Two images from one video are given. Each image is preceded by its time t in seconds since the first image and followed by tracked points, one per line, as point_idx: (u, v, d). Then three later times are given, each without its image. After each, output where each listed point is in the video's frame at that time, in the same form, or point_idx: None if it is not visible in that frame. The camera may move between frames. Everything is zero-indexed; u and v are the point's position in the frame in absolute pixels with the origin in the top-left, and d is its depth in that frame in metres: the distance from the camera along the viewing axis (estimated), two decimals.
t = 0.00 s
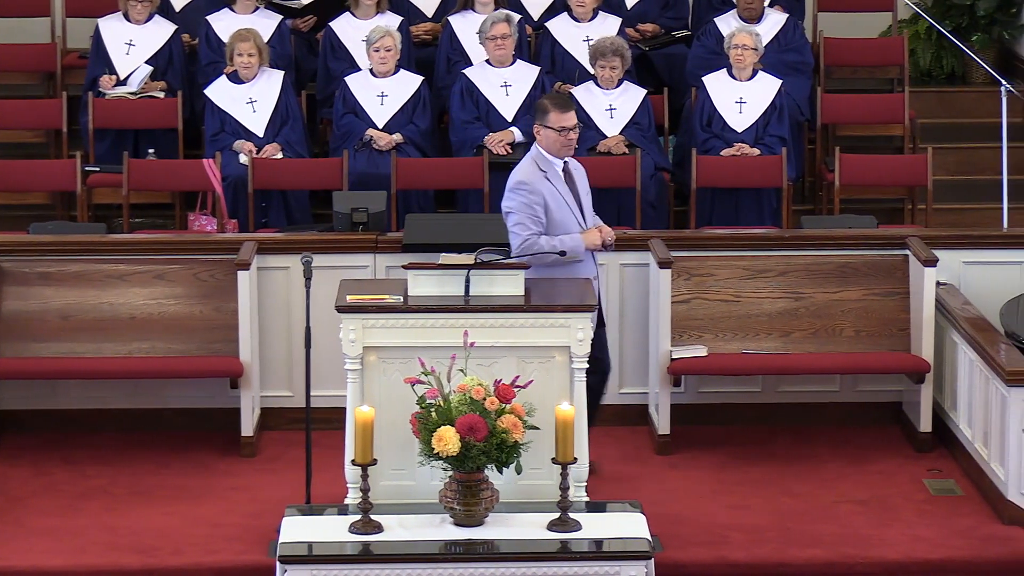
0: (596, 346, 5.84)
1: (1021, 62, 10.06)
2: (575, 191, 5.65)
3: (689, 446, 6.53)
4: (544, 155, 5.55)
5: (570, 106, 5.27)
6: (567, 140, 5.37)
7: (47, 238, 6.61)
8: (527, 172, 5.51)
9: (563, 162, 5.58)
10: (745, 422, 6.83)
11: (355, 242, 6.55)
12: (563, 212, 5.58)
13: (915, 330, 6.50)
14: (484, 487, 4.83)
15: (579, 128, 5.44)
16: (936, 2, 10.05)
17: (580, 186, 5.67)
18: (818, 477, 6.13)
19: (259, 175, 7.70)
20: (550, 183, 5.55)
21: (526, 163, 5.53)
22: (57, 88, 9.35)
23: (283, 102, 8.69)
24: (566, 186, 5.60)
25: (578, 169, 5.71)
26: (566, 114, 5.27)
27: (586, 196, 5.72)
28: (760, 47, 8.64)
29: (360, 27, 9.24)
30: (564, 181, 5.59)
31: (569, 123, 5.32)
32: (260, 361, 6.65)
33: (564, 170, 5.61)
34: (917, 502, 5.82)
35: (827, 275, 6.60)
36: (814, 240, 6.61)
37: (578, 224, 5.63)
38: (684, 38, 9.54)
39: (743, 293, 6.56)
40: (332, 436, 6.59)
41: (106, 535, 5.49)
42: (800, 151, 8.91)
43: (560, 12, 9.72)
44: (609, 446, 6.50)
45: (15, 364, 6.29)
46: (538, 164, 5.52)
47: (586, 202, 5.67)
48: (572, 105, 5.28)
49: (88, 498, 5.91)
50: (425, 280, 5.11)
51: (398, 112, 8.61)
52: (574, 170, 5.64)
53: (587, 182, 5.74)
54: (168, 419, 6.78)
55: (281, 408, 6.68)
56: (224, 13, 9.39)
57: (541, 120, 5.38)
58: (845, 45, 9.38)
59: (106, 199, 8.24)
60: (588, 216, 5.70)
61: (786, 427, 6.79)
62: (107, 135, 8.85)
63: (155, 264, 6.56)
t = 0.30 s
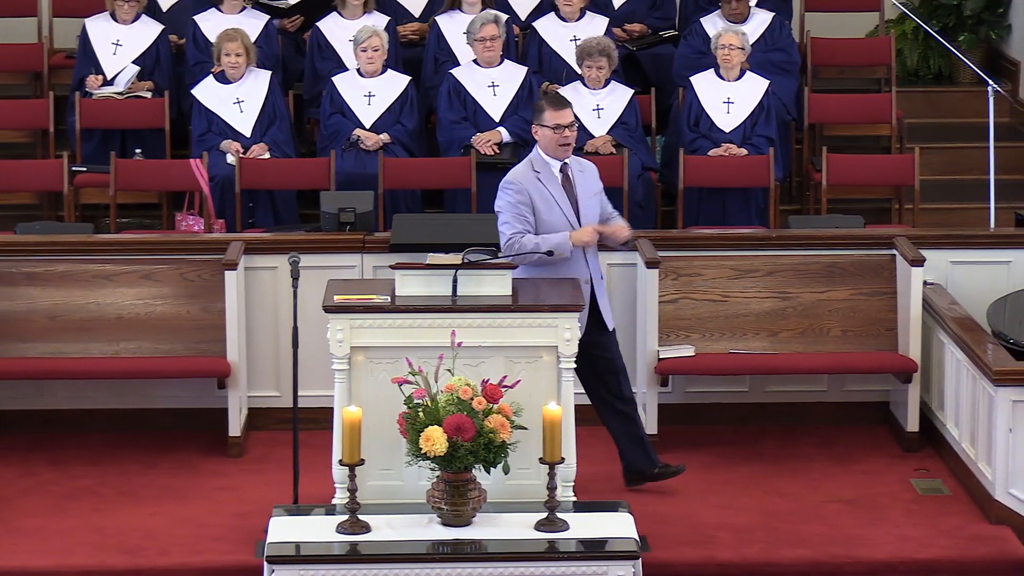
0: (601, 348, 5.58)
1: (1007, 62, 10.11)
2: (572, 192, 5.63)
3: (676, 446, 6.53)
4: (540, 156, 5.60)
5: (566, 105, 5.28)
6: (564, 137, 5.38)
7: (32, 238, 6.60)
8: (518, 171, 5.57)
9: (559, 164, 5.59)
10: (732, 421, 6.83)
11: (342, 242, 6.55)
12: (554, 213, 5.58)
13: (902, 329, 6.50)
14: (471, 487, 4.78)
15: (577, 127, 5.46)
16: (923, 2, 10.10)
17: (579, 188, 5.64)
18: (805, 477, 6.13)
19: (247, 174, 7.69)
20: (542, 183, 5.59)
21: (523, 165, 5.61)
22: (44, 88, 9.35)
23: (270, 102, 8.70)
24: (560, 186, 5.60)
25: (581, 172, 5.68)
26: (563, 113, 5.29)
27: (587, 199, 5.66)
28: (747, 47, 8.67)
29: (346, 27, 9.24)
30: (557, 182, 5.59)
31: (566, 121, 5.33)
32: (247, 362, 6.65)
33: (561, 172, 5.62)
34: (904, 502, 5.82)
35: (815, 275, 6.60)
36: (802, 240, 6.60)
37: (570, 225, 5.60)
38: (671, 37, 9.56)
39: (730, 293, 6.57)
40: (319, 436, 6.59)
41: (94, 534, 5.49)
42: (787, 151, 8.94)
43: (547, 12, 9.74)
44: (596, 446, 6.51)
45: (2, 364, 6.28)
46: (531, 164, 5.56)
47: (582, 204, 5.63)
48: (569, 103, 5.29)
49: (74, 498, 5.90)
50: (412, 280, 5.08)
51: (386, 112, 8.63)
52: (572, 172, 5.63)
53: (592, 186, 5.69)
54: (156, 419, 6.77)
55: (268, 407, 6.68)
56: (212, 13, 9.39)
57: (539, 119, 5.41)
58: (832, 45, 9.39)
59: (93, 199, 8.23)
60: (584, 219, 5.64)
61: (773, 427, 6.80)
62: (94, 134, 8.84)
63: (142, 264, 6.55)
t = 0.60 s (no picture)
0: (608, 353, 5.41)
1: (998, 62, 10.14)
2: (594, 194, 5.28)
3: (667, 446, 6.53)
4: (560, 157, 5.28)
5: (586, 103, 4.98)
6: (585, 137, 5.07)
7: (23, 238, 6.60)
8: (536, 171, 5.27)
9: (579, 164, 5.26)
10: (723, 421, 6.84)
11: (333, 242, 6.55)
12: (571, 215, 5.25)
13: (893, 329, 6.50)
14: (462, 487, 4.76)
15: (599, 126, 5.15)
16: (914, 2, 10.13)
17: (600, 190, 5.29)
18: (796, 477, 6.13)
19: (239, 174, 7.70)
20: (561, 183, 5.26)
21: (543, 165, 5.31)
22: (35, 88, 9.35)
23: (261, 103, 8.72)
24: (579, 187, 5.27)
25: (605, 174, 5.32)
26: (583, 113, 4.97)
27: (609, 202, 5.31)
28: (736, 46, 8.69)
29: (338, 27, 9.29)
30: (575, 182, 5.26)
31: (586, 120, 5.02)
32: (239, 361, 6.65)
33: (582, 173, 5.29)
34: (895, 502, 5.80)
35: (806, 274, 6.61)
36: (793, 240, 6.61)
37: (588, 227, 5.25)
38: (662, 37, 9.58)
39: (721, 292, 6.57)
40: (311, 436, 6.60)
41: (82, 534, 5.46)
42: (779, 151, 8.97)
43: (538, 12, 9.74)
44: (588, 446, 6.50)
45: None
46: (549, 164, 5.26)
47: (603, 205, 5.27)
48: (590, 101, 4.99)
49: (65, 498, 5.89)
50: (404, 281, 5.07)
51: (377, 112, 8.62)
52: (593, 173, 5.29)
53: (615, 189, 5.33)
54: (147, 419, 6.77)
55: (260, 407, 6.68)
56: (203, 14, 9.42)
57: (559, 118, 5.10)
58: (822, 44, 9.40)
59: (85, 199, 8.25)
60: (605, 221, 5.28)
61: (763, 427, 6.81)
62: (85, 135, 8.85)
63: (133, 265, 6.55)
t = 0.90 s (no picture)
0: (640, 356, 5.41)
1: (994, 62, 10.18)
2: (632, 195, 5.30)
3: (664, 446, 6.53)
4: (601, 157, 5.29)
5: (630, 104, 4.99)
6: (626, 137, 5.06)
7: (19, 238, 6.60)
8: (576, 170, 5.28)
9: (618, 165, 5.27)
10: (720, 421, 6.84)
11: (329, 242, 6.55)
12: (607, 216, 5.26)
13: (890, 329, 6.51)
14: (458, 487, 4.74)
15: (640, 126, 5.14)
16: (909, 2, 10.16)
17: (638, 193, 5.30)
18: (793, 477, 6.13)
19: (234, 173, 7.71)
20: (599, 183, 5.27)
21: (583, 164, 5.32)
22: (30, 88, 9.36)
23: (258, 102, 8.72)
24: (617, 188, 5.28)
25: (644, 177, 5.35)
26: (626, 113, 4.99)
27: (646, 205, 5.32)
28: (731, 46, 8.68)
29: (334, 27, 9.27)
30: (614, 183, 5.28)
31: (629, 120, 5.02)
32: (234, 361, 6.65)
33: (621, 174, 5.30)
34: (891, 502, 5.80)
35: (802, 274, 6.62)
36: (790, 240, 6.59)
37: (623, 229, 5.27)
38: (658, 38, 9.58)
39: (717, 293, 6.58)
40: (307, 436, 6.60)
41: (77, 534, 5.45)
42: (775, 150, 9.00)
43: (534, 12, 9.75)
44: (584, 446, 6.50)
45: None
46: (588, 164, 5.27)
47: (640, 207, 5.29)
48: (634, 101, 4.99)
49: (60, 498, 5.88)
50: (400, 280, 5.05)
51: (373, 112, 8.65)
52: (632, 176, 5.31)
53: (653, 192, 5.35)
54: (143, 419, 6.77)
55: (256, 408, 6.68)
56: (199, 14, 9.42)
57: (601, 118, 5.10)
58: (819, 44, 9.41)
59: (80, 199, 8.26)
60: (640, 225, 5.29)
61: (760, 427, 6.81)
62: (81, 135, 8.85)
63: (129, 265, 6.55)
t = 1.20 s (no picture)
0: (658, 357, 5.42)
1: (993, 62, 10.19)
2: (658, 197, 5.33)
3: (663, 446, 6.53)
4: (630, 156, 5.31)
5: (662, 107, 5.01)
6: (655, 139, 5.09)
7: (18, 238, 6.60)
8: (605, 167, 5.29)
9: (647, 165, 5.30)
10: (719, 421, 6.84)
11: (328, 242, 6.55)
12: (633, 216, 5.28)
13: (889, 329, 6.51)
14: (458, 487, 4.74)
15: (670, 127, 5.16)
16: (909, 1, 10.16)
17: (666, 194, 5.33)
18: (792, 477, 6.13)
19: (233, 173, 7.71)
20: (627, 183, 5.29)
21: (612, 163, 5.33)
22: (30, 88, 9.36)
23: (257, 102, 8.73)
24: (645, 189, 5.31)
25: (671, 179, 5.38)
26: (657, 114, 5.02)
27: (672, 207, 5.36)
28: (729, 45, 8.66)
29: (333, 27, 9.28)
30: (642, 183, 5.30)
31: (659, 121, 5.04)
32: (234, 361, 6.65)
33: (650, 174, 5.32)
34: (890, 502, 5.80)
35: (801, 274, 6.62)
36: (789, 240, 6.60)
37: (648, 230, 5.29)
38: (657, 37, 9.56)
39: (716, 293, 6.58)
40: (306, 436, 6.60)
41: (76, 534, 5.44)
42: (774, 150, 9.01)
43: (533, 12, 9.77)
44: (583, 446, 6.50)
45: None
46: (618, 162, 5.28)
47: (666, 209, 5.32)
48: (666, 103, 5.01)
49: (59, 498, 5.87)
50: (399, 280, 5.05)
51: (372, 112, 8.65)
52: (661, 177, 5.34)
53: (679, 195, 5.38)
54: (142, 419, 6.77)
55: (255, 408, 6.68)
56: (198, 13, 9.42)
57: (631, 118, 5.12)
58: (818, 44, 9.42)
59: (79, 199, 8.26)
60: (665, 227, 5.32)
61: (759, 427, 6.81)
62: (80, 134, 8.86)
63: (128, 265, 6.55)
